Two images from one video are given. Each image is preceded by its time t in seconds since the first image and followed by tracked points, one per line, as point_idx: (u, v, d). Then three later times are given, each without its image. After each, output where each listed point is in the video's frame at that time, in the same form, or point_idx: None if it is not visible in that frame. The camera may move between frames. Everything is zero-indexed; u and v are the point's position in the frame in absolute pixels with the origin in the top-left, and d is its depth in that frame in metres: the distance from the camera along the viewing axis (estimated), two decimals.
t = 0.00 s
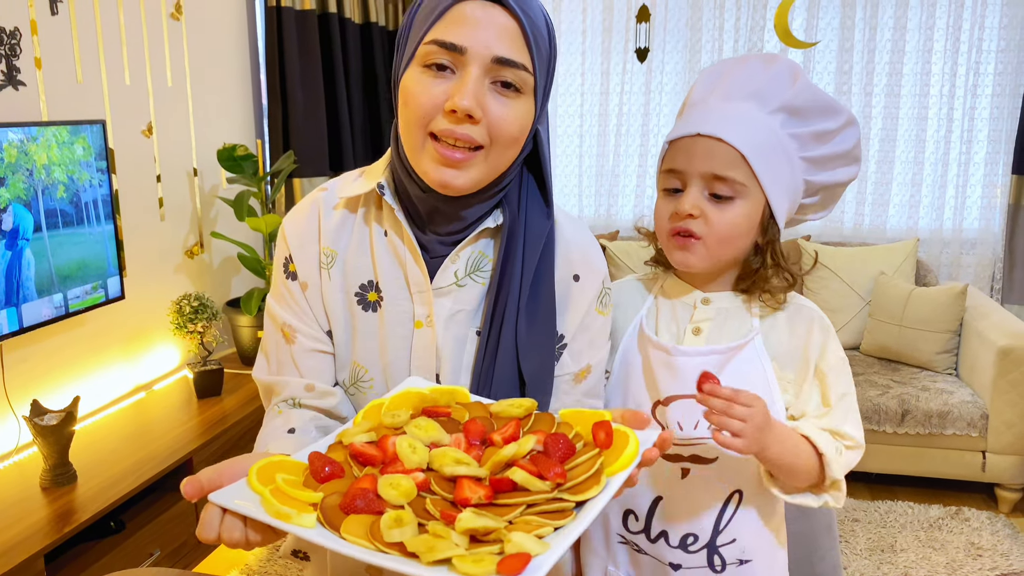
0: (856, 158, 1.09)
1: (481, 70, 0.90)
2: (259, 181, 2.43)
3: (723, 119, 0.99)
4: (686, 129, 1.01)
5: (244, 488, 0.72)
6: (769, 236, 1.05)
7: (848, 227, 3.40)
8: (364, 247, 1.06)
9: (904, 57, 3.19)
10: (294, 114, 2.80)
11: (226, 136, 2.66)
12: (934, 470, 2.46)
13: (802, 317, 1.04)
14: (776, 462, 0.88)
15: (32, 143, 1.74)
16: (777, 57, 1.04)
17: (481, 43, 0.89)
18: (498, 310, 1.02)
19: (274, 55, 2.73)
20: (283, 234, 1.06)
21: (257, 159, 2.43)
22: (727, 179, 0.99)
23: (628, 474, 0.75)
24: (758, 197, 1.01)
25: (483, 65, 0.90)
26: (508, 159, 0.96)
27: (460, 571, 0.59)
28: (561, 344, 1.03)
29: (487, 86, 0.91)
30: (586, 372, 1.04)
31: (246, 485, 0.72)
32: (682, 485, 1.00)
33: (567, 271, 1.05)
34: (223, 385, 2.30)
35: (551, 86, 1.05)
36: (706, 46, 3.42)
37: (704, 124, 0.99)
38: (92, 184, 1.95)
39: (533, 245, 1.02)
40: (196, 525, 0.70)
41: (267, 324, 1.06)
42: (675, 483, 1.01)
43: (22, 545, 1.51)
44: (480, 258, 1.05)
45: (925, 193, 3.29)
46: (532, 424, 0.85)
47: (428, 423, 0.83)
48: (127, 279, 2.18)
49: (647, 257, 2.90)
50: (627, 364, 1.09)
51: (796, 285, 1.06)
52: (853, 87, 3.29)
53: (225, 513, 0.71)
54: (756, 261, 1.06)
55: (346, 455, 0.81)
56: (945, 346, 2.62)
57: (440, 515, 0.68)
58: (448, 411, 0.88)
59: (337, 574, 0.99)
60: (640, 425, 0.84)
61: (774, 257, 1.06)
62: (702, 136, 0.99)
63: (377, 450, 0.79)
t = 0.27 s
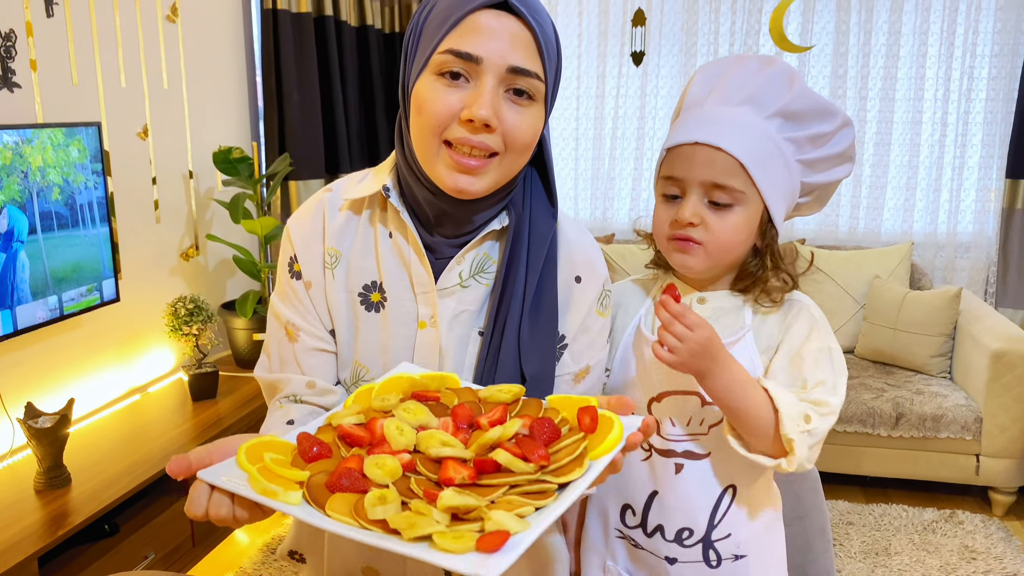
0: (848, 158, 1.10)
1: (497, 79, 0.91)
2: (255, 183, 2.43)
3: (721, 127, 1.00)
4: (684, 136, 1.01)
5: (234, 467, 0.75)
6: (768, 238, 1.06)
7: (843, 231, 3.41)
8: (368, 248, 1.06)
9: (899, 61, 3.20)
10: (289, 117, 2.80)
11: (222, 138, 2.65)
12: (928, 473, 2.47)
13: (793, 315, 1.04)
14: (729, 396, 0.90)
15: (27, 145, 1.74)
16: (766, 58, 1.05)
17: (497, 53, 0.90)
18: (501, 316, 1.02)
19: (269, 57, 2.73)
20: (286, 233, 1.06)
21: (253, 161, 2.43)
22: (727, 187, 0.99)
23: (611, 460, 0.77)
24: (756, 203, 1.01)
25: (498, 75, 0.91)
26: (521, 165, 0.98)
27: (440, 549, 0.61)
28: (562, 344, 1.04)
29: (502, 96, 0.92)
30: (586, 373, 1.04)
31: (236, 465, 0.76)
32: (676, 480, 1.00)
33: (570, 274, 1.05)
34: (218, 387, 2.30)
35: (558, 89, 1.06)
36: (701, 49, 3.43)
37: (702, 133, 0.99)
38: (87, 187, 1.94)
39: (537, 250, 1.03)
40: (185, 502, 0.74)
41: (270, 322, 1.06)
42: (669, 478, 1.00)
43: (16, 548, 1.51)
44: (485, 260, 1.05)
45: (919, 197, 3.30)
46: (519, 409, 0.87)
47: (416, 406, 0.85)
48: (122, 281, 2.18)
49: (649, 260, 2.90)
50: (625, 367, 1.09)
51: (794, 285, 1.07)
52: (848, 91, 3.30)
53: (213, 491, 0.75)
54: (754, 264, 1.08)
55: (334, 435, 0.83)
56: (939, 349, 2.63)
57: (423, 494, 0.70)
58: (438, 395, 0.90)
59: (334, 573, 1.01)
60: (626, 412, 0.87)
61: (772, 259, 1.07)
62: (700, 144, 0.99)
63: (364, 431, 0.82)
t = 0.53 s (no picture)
0: (844, 153, 1.10)
1: (502, 84, 0.91)
2: (252, 186, 2.43)
3: (714, 132, 1.00)
4: (679, 143, 1.01)
5: (221, 443, 0.74)
6: (767, 238, 1.07)
7: (839, 234, 3.42)
8: (373, 250, 1.06)
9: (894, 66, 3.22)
10: (286, 120, 2.80)
11: (219, 141, 2.65)
12: (924, 476, 2.48)
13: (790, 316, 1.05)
14: (714, 360, 0.93)
15: (23, 147, 1.74)
16: (754, 58, 1.05)
17: (502, 58, 0.91)
18: (505, 319, 1.02)
19: (267, 60, 2.73)
20: (291, 233, 1.06)
21: (249, 164, 2.43)
22: (723, 193, 1.00)
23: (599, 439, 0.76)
24: (753, 207, 1.02)
25: (503, 80, 0.91)
26: (525, 169, 0.98)
27: (423, 511, 0.62)
28: (564, 347, 1.04)
29: (507, 101, 0.92)
30: (586, 376, 1.04)
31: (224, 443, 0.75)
32: (677, 481, 0.98)
33: (573, 278, 1.06)
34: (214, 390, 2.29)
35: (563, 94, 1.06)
36: (698, 52, 3.44)
37: (696, 140, 1.00)
38: (83, 189, 1.94)
39: (542, 257, 1.03)
40: (173, 476, 0.73)
41: (272, 320, 1.06)
42: (669, 479, 0.99)
43: (10, 550, 1.50)
44: (489, 264, 1.05)
45: (914, 201, 3.31)
46: (509, 395, 0.87)
47: (406, 392, 0.84)
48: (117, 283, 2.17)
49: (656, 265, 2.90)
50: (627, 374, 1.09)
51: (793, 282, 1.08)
52: (844, 95, 3.31)
53: (201, 465, 0.74)
54: (755, 263, 1.09)
55: (324, 417, 0.84)
56: (935, 353, 2.63)
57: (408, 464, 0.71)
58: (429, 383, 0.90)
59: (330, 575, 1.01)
60: (615, 398, 0.85)
61: (772, 258, 1.08)
62: (695, 151, 1.00)
63: (353, 413, 0.83)
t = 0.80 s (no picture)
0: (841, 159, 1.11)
1: (500, 91, 0.91)
2: (249, 188, 2.43)
3: (721, 147, 1.00)
4: (686, 157, 1.00)
5: (215, 459, 0.75)
6: (771, 248, 1.07)
7: (836, 238, 3.42)
8: (376, 254, 1.07)
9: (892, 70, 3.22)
10: (284, 122, 2.80)
11: (216, 143, 2.65)
12: (920, 480, 2.48)
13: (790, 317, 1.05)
14: (693, 368, 0.96)
15: (21, 150, 1.74)
16: (753, 67, 1.05)
17: (498, 64, 0.91)
18: (505, 326, 1.02)
19: (265, 63, 2.73)
20: (297, 237, 1.07)
21: (247, 166, 2.43)
22: (732, 207, 1.00)
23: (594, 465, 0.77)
24: (760, 218, 1.02)
25: (501, 86, 0.91)
26: (524, 173, 0.98)
27: (415, 544, 0.62)
28: (564, 351, 1.03)
29: (505, 106, 0.92)
30: (586, 381, 1.04)
31: (218, 458, 0.76)
32: (683, 483, 0.98)
33: (574, 284, 1.06)
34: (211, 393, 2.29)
35: (564, 96, 1.06)
36: (695, 56, 3.44)
37: (702, 154, 0.99)
38: (80, 192, 1.94)
39: (542, 264, 1.03)
40: (165, 491, 0.75)
41: (273, 321, 1.06)
42: (675, 481, 0.98)
43: (7, 554, 1.50)
44: (491, 270, 1.05)
45: (912, 204, 3.32)
46: (505, 413, 0.87)
47: (401, 407, 0.85)
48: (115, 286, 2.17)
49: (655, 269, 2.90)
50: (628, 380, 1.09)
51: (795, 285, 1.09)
52: (841, 99, 3.31)
53: (193, 481, 0.76)
54: (760, 270, 1.08)
55: (318, 434, 0.84)
56: (931, 357, 2.64)
57: (402, 491, 0.71)
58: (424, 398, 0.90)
59: None
60: (612, 419, 0.87)
61: (776, 266, 1.08)
62: (701, 165, 1.00)
63: (347, 429, 0.83)
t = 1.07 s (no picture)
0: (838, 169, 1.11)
1: (502, 120, 0.90)
2: (247, 192, 2.43)
3: (713, 149, 1.00)
4: (679, 158, 1.00)
5: (201, 390, 0.72)
6: (761, 253, 1.08)
7: (833, 242, 3.43)
8: (381, 254, 1.07)
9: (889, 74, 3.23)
10: (282, 125, 2.80)
11: (214, 146, 2.65)
12: (918, 484, 2.48)
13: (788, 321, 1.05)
14: (707, 370, 0.95)
15: (18, 152, 1.74)
16: (748, 71, 1.05)
17: (502, 95, 0.90)
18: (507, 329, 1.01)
19: (263, 66, 2.73)
20: (301, 227, 1.05)
21: (245, 169, 2.43)
22: (720, 209, 1.00)
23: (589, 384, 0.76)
24: (749, 223, 1.02)
25: (503, 115, 0.90)
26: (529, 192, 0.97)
27: (417, 461, 0.61)
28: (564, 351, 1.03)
29: (507, 133, 0.91)
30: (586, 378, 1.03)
31: (204, 389, 0.73)
32: (690, 486, 0.95)
33: (574, 281, 1.05)
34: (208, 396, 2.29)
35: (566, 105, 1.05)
36: (693, 60, 3.45)
37: (695, 155, 0.99)
38: (78, 195, 1.94)
39: (544, 265, 1.01)
40: (149, 425, 0.70)
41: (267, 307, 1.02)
42: (682, 485, 0.96)
43: (3, 557, 1.49)
44: (493, 273, 1.05)
45: (909, 209, 3.33)
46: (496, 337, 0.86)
47: (390, 334, 0.84)
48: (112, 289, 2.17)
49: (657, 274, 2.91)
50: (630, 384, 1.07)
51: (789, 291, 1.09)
52: (839, 103, 3.32)
53: (179, 413, 0.71)
54: (750, 277, 1.09)
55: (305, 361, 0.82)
56: (928, 361, 2.64)
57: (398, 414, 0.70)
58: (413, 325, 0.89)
59: None
60: (601, 334, 0.86)
61: (766, 272, 1.09)
62: (693, 167, 0.99)
63: (336, 356, 0.81)
